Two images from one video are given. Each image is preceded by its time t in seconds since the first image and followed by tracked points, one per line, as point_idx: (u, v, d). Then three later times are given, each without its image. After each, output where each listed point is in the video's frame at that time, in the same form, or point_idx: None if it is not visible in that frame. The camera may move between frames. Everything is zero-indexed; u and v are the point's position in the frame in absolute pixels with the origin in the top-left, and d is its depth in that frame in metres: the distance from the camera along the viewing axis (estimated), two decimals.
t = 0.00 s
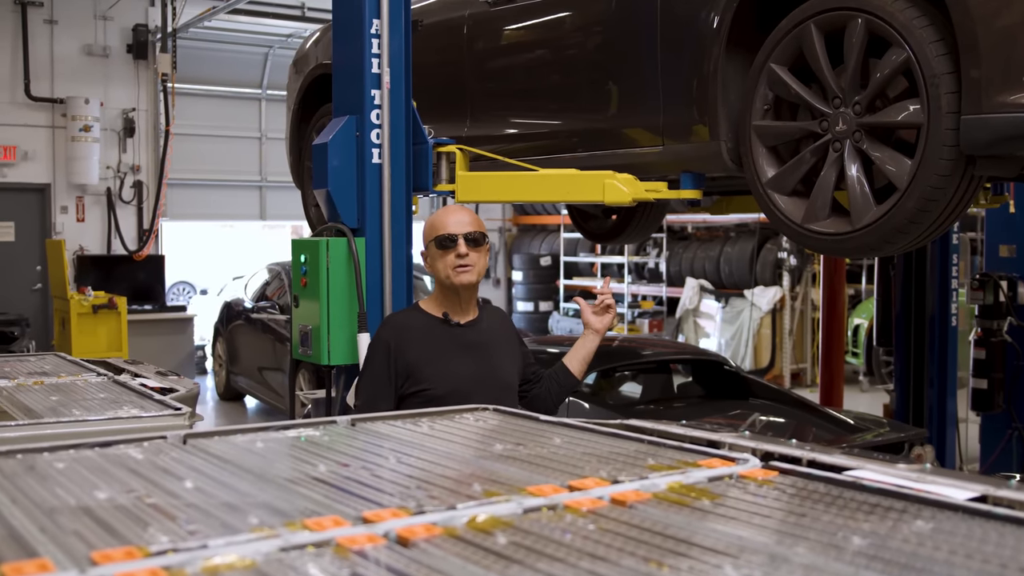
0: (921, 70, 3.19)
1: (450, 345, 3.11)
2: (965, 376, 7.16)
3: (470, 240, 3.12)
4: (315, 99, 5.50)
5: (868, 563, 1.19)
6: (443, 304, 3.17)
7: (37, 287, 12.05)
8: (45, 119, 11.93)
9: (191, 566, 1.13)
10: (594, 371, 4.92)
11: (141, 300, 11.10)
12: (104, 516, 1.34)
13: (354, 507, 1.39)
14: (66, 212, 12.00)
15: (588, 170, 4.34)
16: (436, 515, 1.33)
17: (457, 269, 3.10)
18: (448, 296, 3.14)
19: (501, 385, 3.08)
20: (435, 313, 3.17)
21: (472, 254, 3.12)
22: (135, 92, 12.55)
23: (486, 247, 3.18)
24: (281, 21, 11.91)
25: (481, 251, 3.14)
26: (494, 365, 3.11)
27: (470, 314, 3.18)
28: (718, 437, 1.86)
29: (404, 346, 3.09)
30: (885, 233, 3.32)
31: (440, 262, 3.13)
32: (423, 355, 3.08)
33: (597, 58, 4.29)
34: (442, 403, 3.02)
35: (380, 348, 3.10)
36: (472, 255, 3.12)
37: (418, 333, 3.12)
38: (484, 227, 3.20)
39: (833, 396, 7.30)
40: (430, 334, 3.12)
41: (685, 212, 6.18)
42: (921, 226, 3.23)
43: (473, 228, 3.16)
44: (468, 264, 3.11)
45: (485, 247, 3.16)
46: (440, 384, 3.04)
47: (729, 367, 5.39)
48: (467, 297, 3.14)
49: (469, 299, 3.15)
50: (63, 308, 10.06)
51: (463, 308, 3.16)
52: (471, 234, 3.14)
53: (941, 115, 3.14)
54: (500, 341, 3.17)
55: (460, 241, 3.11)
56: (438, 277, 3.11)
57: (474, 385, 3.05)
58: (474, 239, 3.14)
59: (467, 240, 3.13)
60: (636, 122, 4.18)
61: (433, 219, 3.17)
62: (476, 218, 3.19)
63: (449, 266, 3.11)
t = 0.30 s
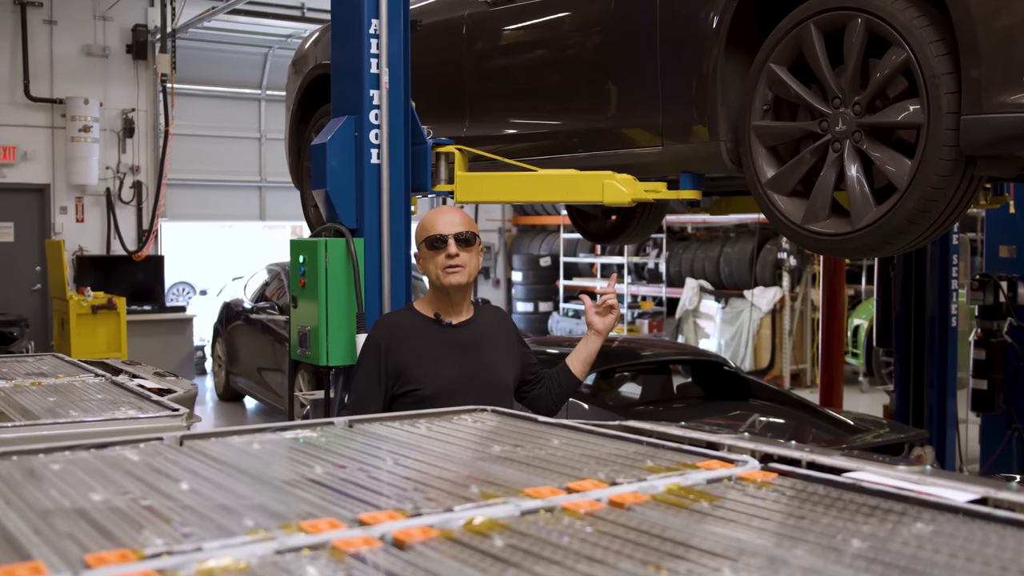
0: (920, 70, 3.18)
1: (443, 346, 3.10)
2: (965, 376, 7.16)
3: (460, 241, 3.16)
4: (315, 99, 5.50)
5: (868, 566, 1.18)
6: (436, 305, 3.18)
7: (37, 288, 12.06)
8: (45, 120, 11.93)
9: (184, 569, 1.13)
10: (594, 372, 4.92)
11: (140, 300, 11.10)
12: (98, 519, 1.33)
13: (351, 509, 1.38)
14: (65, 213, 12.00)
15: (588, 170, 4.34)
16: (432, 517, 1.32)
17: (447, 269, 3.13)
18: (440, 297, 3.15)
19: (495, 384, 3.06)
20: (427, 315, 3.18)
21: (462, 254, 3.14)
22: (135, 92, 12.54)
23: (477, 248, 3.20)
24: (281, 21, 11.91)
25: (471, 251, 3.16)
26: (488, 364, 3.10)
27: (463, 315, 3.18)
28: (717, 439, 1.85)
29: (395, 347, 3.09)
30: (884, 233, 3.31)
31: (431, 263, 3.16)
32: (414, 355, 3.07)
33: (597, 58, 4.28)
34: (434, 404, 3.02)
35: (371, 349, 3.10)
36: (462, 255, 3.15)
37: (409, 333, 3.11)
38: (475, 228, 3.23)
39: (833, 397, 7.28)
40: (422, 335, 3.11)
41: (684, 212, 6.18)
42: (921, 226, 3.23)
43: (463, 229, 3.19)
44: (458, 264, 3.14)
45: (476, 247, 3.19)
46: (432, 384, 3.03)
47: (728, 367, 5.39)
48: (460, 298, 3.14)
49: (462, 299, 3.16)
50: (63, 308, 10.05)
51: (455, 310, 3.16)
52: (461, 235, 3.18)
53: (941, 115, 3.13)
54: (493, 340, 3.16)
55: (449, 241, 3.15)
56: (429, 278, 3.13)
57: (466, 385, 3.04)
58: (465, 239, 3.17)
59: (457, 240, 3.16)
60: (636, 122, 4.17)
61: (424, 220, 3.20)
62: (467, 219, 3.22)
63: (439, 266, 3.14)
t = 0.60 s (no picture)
0: (920, 70, 3.17)
1: (440, 347, 3.09)
2: (965, 377, 7.14)
3: (445, 242, 3.15)
4: (314, 99, 5.49)
5: (865, 569, 1.17)
6: (430, 308, 3.18)
7: (37, 288, 12.05)
8: (45, 120, 11.93)
9: (177, 571, 1.12)
10: (593, 372, 4.91)
11: (140, 301, 11.10)
12: (92, 520, 1.32)
13: (346, 511, 1.37)
14: (65, 213, 12.00)
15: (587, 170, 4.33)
16: (428, 519, 1.31)
17: (435, 271, 3.12)
18: (432, 299, 3.15)
19: (492, 385, 3.06)
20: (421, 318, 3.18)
21: (448, 255, 3.14)
22: (135, 92, 12.54)
23: (465, 247, 3.19)
24: (280, 21, 11.92)
25: (458, 251, 3.16)
26: (485, 365, 3.09)
27: (457, 316, 3.16)
28: (715, 440, 1.84)
29: (391, 349, 3.08)
30: (885, 233, 3.30)
31: (420, 266, 3.17)
32: (411, 357, 3.06)
33: (596, 58, 4.27)
34: (431, 405, 3.02)
35: (367, 351, 3.10)
36: (449, 256, 3.14)
37: (406, 335, 3.10)
38: (463, 227, 3.22)
39: (833, 397, 7.26)
40: (419, 337, 3.10)
41: (684, 212, 6.17)
42: (921, 227, 3.22)
43: (450, 229, 3.19)
44: (446, 265, 3.13)
45: (464, 246, 3.18)
46: (429, 386, 3.02)
47: (728, 368, 5.38)
48: (452, 299, 3.13)
49: (455, 300, 3.15)
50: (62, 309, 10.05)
51: (449, 311, 3.15)
52: (447, 236, 3.18)
53: (941, 115, 3.12)
54: (491, 340, 3.15)
55: (434, 243, 3.15)
56: (418, 281, 3.13)
57: (463, 385, 3.04)
58: (451, 240, 3.17)
59: (443, 241, 3.16)
60: (635, 122, 4.16)
61: (412, 224, 3.22)
62: (454, 219, 3.22)
63: (428, 269, 3.14)
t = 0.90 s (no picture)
0: (919, 69, 3.17)
1: (439, 348, 3.08)
2: (966, 377, 7.13)
3: (446, 241, 3.15)
4: (313, 99, 5.48)
5: (861, 571, 1.17)
6: (429, 308, 3.17)
7: (37, 288, 12.05)
8: (45, 120, 11.93)
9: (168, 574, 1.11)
10: (592, 372, 4.91)
11: (141, 301, 11.10)
12: (84, 522, 1.31)
13: (340, 512, 1.37)
14: (65, 213, 12.00)
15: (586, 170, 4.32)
16: (421, 521, 1.31)
17: (435, 270, 3.11)
18: (432, 299, 3.14)
19: (491, 385, 3.05)
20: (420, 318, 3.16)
21: (449, 254, 3.13)
22: (135, 92, 12.54)
23: (466, 247, 3.19)
24: (280, 21, 11.92)
25: (459, 250, 3.15)
26: (484, 365, 3.08)
27: (456, 316, 3.15)
28: (712, 440, 1.83)
29: (390, 350, 3.07)
30: (883, 233, 3.29)
31: (421, 265, 3.17)
32: (410, 358, 3.06)
33: (596, 57, 4.26)
34: (429, 406, 3.01)
35: (366, 353, 3.09)
36: (449, 255, 3.13)
37: (405, 336, 3.10)
38: (464, 227, 3.22)
39: (833, 397, 7.25)
40: (417, 338, 3.10)
41: (684, 212, 6.16)
42: (920, 226, 3.21)
43: (451, 229, 3.19)
44: (446, 264, 3.12)
45: (465, 246, 3.18)
46: (428, 387, 3.02)
47: (728, 368, 5.37)
48: (452, 298, 3.12)
49: (455, 300, 3.14)
50: (63, 309, 10.04)
51: (448, 311, 3.15)
52: (448, 235, 3.17)
53: (940, 114, 3.11)
54: (491, 340, 3.14)
55: (435, 241, 3.14)
56: (419, 280, 3.13)
57: (462, 386, 3.03)
58: (452, 239, 3.16)
59: (444, 240, 3.16)
60: (634, 122, 4.15)
61: (413, 222, 3.21)
62: (455, 219, 3.22)
63: (428, 268, 3.14)
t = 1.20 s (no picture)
0: (916, 68, 3.16)
1: (436, 349, 3.08)
2: (965, 377, 7.12)
3: (445, 239, 3.14)
4: (311, 99, 5.48)
5: (854, 573, 1.16)
6: (427, 306, 3.16)
7: (37, 288, 12.05)
8: (45, 120, 11.92)
9: None
10: (591, 372, 4.89)
11: (140, 301, 11.10)
12: (73, 522, 1.31)
13: (330, 512, 1.36)
14: (65, 213, 12.00)
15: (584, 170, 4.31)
16: (412, 521, 1.30)
17: (433, 268, 3.11)
18: (430, 297, 3.13)
19: (488, 387, 3.05)
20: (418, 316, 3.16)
21: (448, 252, 3.12)
22: (135, 92, 12.54)
23: (464, 244, 3.17)
24: (280, 21, 11.93)
25: (457, 249, 3.14)
26: (482, 366, 3.07)
27: (455, 315, 3.15)
28: (707, 440, 1.82)
29: (388, 349, 3.07)
30: (881, 233, 3.29)
31: (419, 263, 3.16)
32: (407, 359, 3.05)
33: (594, 57, 4.25)
34: (426, 407, 3.00)
35: (364, 352, 3.09)
36: (448, 253, 3.13)
37: (403, 336, 3.09)
38: (462, 225, 3.20)
39: (832, 397, 7.24)
40: (415, 338, 3.09)
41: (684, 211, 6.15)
42: (918, 226, 3.20)
43: (449, 227, 3.17)
44: (444, 262, 3.12)
45: (463, 244, 3.16)
46: (425, 388, 3.01)
47: (727, 367, 5.36)
48: (450, 296, 3.12)
49: (453, 298, 3.13)
50: (62, 309, 10.04)
51: (446, 310, 3.14)
52: (446, 234, 3.15)
53: (938, 113, 3.10)
54: (488, 341, 3.13)
55: (434, 240, 3.13)
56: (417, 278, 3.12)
57: (458, 387, 3.02)
58: (450, 238, 3.14)
59: (442, 238, 3.14)
60: (632, 121, 4.14)
61: (411, 220, 3.18)
62: (454, 217, 3.20)
63: (427, 266, 3.14)
